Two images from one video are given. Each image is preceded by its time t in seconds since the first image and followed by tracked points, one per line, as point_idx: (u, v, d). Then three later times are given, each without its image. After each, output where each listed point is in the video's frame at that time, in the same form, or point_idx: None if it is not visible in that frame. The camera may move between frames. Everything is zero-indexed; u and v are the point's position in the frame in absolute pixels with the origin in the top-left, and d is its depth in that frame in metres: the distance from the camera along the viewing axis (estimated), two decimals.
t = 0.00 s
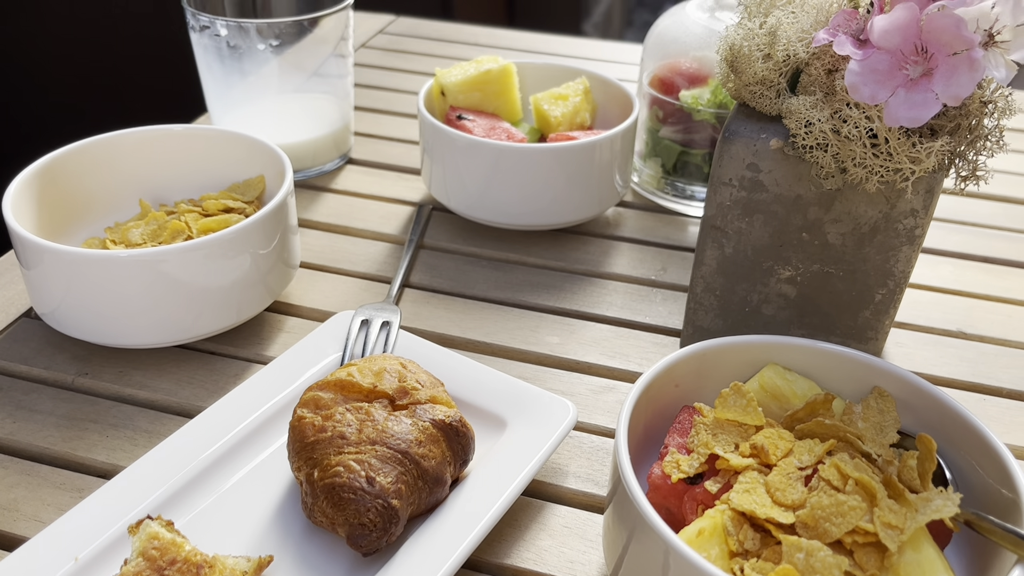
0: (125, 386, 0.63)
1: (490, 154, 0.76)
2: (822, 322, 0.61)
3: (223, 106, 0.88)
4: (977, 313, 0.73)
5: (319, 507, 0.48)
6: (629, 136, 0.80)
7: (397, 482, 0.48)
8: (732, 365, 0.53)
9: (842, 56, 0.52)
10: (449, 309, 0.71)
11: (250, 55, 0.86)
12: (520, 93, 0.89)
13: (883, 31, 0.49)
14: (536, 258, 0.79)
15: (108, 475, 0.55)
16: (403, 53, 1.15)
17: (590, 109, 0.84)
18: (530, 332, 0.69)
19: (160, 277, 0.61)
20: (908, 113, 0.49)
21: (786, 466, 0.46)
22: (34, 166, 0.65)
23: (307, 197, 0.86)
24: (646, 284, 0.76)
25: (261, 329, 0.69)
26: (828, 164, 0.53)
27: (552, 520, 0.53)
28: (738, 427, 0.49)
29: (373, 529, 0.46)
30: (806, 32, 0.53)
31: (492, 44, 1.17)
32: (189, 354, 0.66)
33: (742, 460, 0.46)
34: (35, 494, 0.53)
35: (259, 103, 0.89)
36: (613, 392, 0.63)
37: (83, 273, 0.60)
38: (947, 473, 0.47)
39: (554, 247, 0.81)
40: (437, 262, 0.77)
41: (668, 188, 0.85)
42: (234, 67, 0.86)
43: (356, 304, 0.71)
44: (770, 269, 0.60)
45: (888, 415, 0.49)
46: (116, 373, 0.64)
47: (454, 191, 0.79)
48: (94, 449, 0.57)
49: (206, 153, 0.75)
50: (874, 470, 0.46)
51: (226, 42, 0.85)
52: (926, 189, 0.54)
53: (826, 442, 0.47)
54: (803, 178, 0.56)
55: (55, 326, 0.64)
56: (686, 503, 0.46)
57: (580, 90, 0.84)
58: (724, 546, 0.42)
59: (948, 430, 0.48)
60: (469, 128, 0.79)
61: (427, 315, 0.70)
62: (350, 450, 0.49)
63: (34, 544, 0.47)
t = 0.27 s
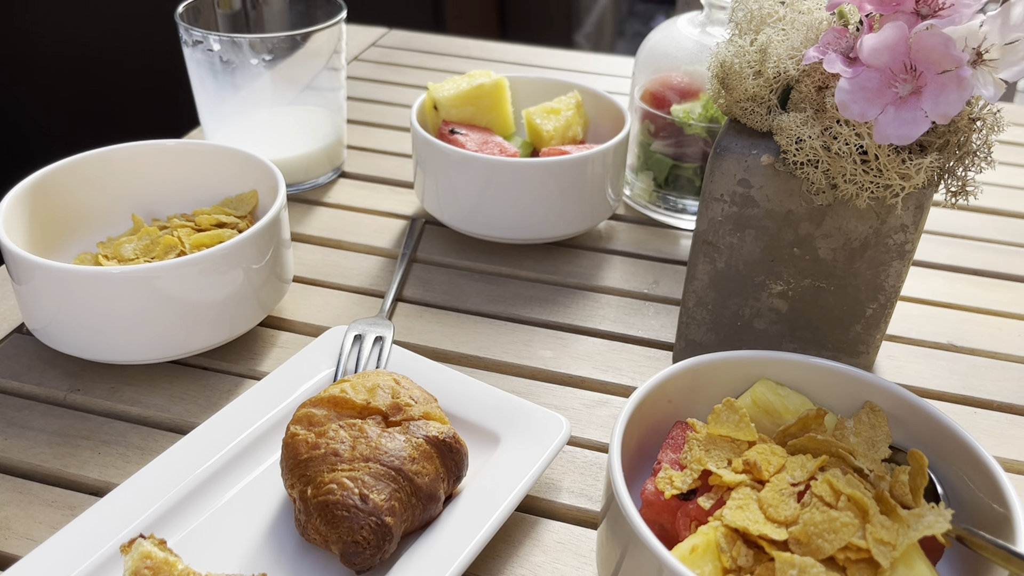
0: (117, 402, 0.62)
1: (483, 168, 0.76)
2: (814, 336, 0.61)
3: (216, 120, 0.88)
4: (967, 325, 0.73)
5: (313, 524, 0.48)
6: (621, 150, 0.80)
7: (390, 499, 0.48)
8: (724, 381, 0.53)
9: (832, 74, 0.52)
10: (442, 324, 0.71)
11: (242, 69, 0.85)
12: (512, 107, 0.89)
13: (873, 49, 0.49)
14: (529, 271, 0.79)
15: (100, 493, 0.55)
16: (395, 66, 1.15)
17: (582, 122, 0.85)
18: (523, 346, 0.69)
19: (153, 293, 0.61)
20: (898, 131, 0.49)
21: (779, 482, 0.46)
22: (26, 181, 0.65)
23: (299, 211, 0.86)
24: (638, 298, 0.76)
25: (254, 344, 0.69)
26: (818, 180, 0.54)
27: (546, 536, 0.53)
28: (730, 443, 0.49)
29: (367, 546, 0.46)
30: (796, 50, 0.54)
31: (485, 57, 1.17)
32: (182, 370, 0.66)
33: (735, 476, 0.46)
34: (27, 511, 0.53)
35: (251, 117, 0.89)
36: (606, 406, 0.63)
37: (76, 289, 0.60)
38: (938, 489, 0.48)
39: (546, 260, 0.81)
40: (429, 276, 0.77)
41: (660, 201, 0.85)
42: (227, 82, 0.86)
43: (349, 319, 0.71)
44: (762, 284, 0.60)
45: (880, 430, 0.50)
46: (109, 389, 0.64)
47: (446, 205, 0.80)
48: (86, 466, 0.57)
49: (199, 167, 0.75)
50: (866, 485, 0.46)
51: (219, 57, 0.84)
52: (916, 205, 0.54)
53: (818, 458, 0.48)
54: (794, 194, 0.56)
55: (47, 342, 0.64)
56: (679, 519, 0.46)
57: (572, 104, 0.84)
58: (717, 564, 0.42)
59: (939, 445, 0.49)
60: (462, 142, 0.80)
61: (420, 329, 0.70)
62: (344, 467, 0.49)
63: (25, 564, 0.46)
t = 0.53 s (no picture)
0: (103, 418, 0.62)
1: (471, 182, 0.76)
2: (800, 349, 0.61)
3: (204, 133, 0.88)
4: (953, 338, 0.73)
5: (298, 541, 0.48)
6: (609, 163, 0.81)
7: (376, 515, 0.48)
8: (710, 395, 0.53)
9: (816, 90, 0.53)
10: (430, 337, 0.71)
11: (230, 83, 0.85)
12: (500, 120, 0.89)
13: (856, 66, 0.50)
14: (517, 284, 0.79)
15: (85, 510, 0.55)
16: (384, 79, 1.15)
17: (570, 136, 0.85)
18: (511, 360, 0.69)
19: (139, 308, 0.61)
20: (881, 147, 0.49)
21: (764, 497, 0.46)
22: (12, 196, 0.65)
23: (287, 224, 0.86)
24: (626, 311, 0.76)
25: (241, 358, 0.68)
26: (803, 195, 0.54)
27: (533, 551, 0.53)
28: (716, 458, 0.49)
29: (352, 563, 0.46)
30: (780, 66, 0.54)
31: (473, 69, 1.18)
32: (169, 385, 0.66)
33: (720, 492, 0.46)
34: (11, 529, 0.53)
35: (240, 130, 0.89)
36: (594, 420, 0.63)
37: (61, 305, 0.59)
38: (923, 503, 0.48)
39: (535, 273, 0.81)
40: (418, 289, 0.77)
41: (648, 214, 0.86)
42: (215, 96, 0.86)
43: (336, 333, 0.71)
44: (748, 297, 0.60)
45: (865, 444, 0.50)
46: (94, 405, 0.63)
47: (435, 219, 0.80)
48: (71, 483, 0.56)
49: (186, 182, 0.75)
50: (852, 500, 0.46)
51: (207, 71, 0.84)
52: (900, 220, 0.54)
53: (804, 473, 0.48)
54: (779, 209, 0.56)
55: (32, 357, 0.64)
56: (665, 535, 0.46)
57: (560, 117, 0.85)
58: None
59: (924, 459, 0.49)
60: (450, 155, 0.80)
61: (408, 343, 0.70)
62: (330, 484, 0.49)
63: None
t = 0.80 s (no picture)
0: (88, 433, 0.62)
1: (458, 195, 0.76)
2: (784, 362, 0.62)
3: (192, 147, 0.88)
4: (937, 350, 0.74)
5: (283, 557, 0.48)
6: (596, 177, 0.81)
7: (361, 531, 0.48)
8: (695, 409, 0.54)
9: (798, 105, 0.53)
10: (417, 350, 0.71)
11: (218, 97, 0.86)
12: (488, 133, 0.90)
13: (836, 83, 0.50)
14: (504, 297, 0.79)
15: (70, 526, 0.55)
16: (373, 91, 1.16)
17: (556, 149, 0.86)
18: (498, 373, 0.69)
19: (126, 323, 0.61)
20: (861, 162, 0.50)
21: (747, 511, 0.46)
22: None
23: (276, 237, 0.86)
24: (613, 323, 0.76)
25: (228, 373, 0.68)
26: (786, 210, 0.55)
27: (518, 565, 0.53)
28: (700, 472, 0.49)
29: None
30: (762, 81, 0.55)
31: (462, 82, 1.18)
32: (155, 400, 0.66)
33: (704, 506, 0.46)
34: None
35: (228, 144, 0.89)
36: (580, 433, 0.64)
37: (47, 320, 0.59)
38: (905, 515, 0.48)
39: (522, 286, 0.81)
40: (405, 302, 0.78)
41: (635, 227, 0.86)
42: (203, 110, 0.86)
43: (324, 347, 0.71)
44: (732, 311, 0.61)
45: (848, 457, 0.50)
46: (80, 420, 0.63)
47: (422, 232, 0.80)
48: (55, 498, 0.56)
49: (174, 195, 0.75)
50: (834, 513, 0.47)
51: (194, 85, 0.84)
52: (882, 234, 0.55)
53: (787, 486, 0.48)
54: (763, 223, 0.57)
55: (18, 373, 0.63)
56: (649, 548, 0.47)
57: (547, 131, 0.85)
58: None
59: (906, 472, 0.49)
60: (438, 169, 0.80)
61: (395, 356, 0.70)
62: (315, 499, 0.49)
63: None
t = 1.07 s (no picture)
0: (73, 448, 0.62)
1: (443, 210, 0.77)
2: (764, 376, 0.62)
3: (178, 163, 0.88)
4: (917, 362, 0.75)
5: (265, 572, 0.48)
6: (580, 191, 0.82)
7: (343, 545, 0.48)
8: (675, 423, 0.54)
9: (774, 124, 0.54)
10: (402, 365, 0.72)
11: (205, 113, 0.86)
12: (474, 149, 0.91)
13: (811, 101, 0.51)
14: (489, 310, 0.80)
15: (53, 542, 0.55)
16: (361, 106, 1.16)
17: (541, 164, 0.87)
18: (482, 387, 0.70)
19: (111, 338, 0.61)
20: (835, 179, 0.50)
21: (724, 524, 0.47)
22: None
23: (262, 252, 0.86)
24: (597, 336, 0.77)
25: (213, 387, 0.69)
26: (763, 226, 0.55)
27: None
28: (679, 485, 0.50)
29: None
30: (739, 100, 0.56)
31: (449, 96, 1.19)
32: (140, 415, 0.66)
33: (682, 519, 0.47)
34: None
35: (215, 159, 0.89)
36: (563, 447, 0.64)
37: (32, 336, 0.60)
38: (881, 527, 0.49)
39: (507, 299, 0.82)
40: (391, 316, 0.78)
41: (619, 242, 0.87)
42: (189, 125, 0.86)
43: (309, 362, 0.71)
44: (712, 325, 0.62)
45: (825, 470, 0.50)
46: (64, 436, 0.63)
47: (407, 246, 0.80)
48: (39, 514, 0.56)
49: (160, 211, 0.75)
50: (810, 526, 0.47)
51: (181, 101, 0.85)
52: (858, 249, 0.56)
53: (764, 500, 0.49)
54: (741, 239, 0.58)
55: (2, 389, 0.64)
56: (628, 562, 0.47)
57: (532, 146, 0.86)
58: None
59: (881, 484, 0.50)
60: (423, 184, 0.81)
61: (380, 371, 0.71)
62: (297, 514, 0.49)
63: None
